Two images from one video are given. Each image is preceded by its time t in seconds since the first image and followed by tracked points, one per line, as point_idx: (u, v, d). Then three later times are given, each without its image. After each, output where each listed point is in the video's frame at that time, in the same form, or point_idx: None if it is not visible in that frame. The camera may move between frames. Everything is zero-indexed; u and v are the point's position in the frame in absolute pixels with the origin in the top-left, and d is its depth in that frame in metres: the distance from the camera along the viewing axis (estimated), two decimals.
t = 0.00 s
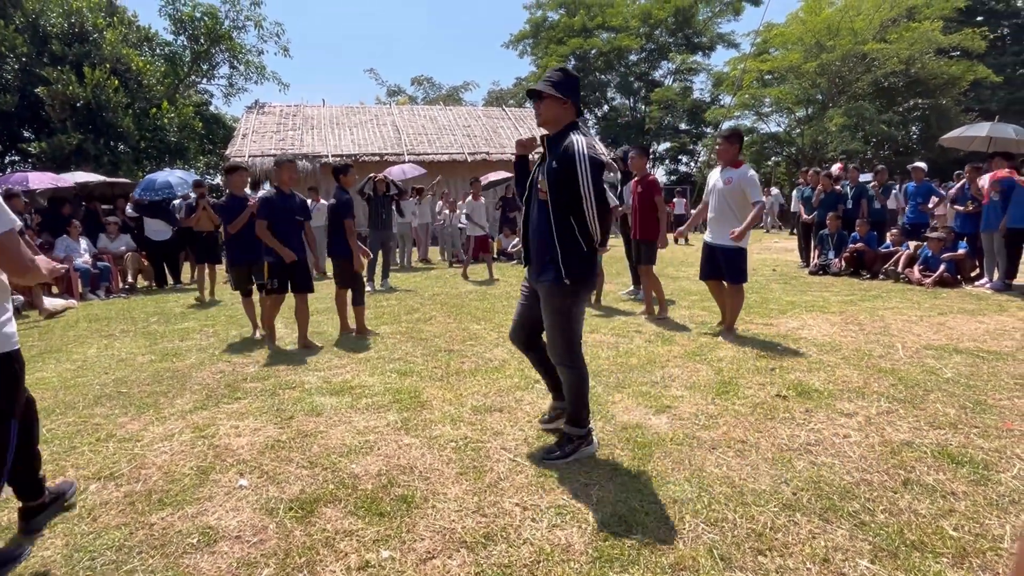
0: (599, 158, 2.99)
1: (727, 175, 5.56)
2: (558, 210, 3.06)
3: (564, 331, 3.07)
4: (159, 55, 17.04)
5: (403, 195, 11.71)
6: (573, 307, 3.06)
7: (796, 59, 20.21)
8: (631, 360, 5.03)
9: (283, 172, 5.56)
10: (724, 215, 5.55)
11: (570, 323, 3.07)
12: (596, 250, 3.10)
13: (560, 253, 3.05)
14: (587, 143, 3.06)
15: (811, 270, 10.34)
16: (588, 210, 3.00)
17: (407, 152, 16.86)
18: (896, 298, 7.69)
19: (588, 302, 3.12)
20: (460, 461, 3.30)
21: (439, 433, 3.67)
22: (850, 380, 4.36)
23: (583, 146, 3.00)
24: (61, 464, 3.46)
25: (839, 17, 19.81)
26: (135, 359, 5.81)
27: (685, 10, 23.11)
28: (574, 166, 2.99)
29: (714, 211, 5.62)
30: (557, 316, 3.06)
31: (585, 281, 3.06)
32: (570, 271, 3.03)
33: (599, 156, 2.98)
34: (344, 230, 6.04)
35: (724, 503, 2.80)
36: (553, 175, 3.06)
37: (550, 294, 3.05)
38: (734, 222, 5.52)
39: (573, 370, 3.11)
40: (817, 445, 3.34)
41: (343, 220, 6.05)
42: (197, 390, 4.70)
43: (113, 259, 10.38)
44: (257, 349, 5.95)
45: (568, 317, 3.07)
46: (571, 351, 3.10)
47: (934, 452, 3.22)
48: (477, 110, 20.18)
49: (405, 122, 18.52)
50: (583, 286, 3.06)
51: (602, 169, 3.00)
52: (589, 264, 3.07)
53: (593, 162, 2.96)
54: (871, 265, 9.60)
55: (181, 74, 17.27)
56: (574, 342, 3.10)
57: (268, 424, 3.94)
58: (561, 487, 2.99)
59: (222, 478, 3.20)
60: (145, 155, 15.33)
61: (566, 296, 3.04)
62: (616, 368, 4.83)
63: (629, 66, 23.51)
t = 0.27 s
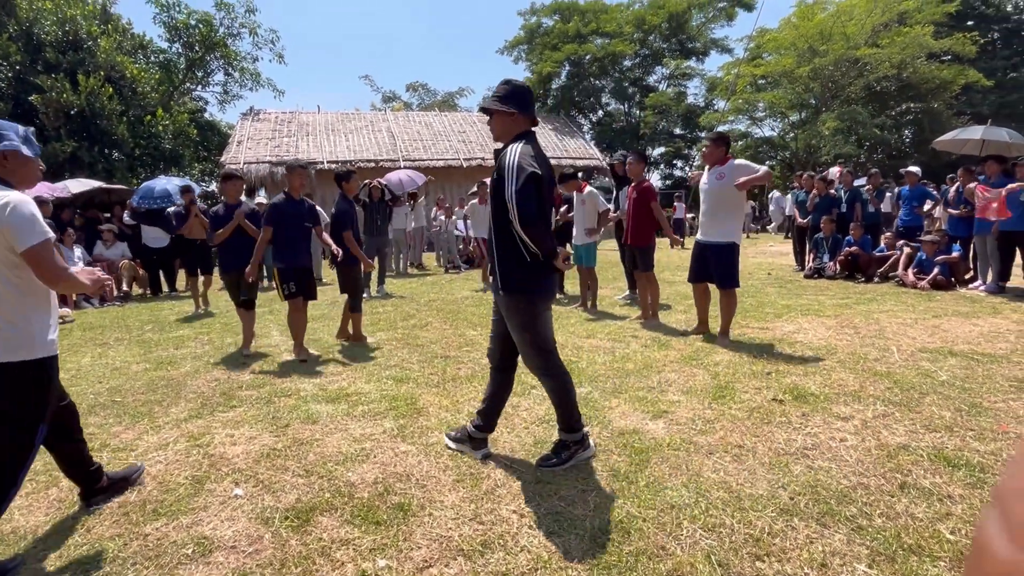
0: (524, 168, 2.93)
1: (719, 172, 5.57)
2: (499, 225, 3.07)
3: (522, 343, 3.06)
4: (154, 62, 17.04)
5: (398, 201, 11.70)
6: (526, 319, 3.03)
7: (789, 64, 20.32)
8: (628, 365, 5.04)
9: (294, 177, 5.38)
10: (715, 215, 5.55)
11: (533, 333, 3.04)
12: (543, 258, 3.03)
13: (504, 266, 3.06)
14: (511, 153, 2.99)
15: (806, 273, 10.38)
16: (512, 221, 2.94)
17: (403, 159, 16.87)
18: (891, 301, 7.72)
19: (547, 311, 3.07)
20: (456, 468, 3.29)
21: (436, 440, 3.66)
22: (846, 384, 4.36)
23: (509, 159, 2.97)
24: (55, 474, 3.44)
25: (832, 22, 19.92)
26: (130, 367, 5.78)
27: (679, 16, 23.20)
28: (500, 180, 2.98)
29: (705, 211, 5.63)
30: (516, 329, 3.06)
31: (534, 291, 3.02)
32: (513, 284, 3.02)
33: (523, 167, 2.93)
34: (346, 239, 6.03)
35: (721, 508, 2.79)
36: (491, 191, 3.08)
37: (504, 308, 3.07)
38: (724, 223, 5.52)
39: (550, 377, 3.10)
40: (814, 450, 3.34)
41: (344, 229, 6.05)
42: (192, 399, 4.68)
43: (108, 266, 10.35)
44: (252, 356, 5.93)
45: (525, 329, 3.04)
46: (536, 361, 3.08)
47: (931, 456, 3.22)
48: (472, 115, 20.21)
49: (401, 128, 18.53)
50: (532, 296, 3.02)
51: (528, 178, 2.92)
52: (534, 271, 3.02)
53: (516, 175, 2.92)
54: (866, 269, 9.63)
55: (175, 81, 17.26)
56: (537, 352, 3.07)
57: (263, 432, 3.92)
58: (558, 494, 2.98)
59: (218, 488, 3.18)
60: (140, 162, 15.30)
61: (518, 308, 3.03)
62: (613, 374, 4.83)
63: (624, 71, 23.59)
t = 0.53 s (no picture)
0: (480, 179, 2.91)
1: (708, 185, 5.59)
2: (453, 234, 3.05)
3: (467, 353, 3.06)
4: (149, 71, 17.05)
5: (394, 208, 11.70)
6: (474, 328, 3.04)
7: (783, 69, 20.40)
8: (625, 371, 5.04)
9: (296, 188, 5.33)
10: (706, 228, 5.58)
11: (470, 345, 3.05)
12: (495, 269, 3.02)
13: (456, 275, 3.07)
14: (468, 162, 2.98)
15: (802, 277, 10.41)
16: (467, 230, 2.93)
17: (399, 165, 16.88)
18: (887, 305, 7.74)
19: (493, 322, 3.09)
20: (454, 477, 3.28)
21: (433, 448, 3.65)
22: (842, 389, 4.37)
23: (465, 168, 2.95)
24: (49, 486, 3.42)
25: (825, 27, 20.02)
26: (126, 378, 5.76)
27: (673, 21, 23.30)
28: (455, 190, 2.98)
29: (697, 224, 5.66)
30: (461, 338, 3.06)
31: (483, 302, 3.02)
32: (464, 293, 3.04)
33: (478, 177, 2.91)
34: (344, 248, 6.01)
35: (719, 515, 2.79)
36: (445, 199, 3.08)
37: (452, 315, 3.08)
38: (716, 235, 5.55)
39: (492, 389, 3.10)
40: (811, 455, 3.35)
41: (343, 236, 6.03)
42: (188, 408, 4.66)
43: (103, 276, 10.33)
44: (248, 365, 5.92)
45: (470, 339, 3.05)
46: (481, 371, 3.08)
47: (927, 460, 3.23)
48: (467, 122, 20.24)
49: (397, 135, 18.55)
50: (482, 307, 3.03)
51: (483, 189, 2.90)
52: (485, 280, 3.02)
53: (471, 185, 2.90)
54: (861, 272, 9.66)
55: (170, 90, 17.27)
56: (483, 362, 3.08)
57: (260, 442, 3.91)
58: (555, 502, 2.98)
59: (214, 499, 3.17)
60: (135, 171, 15.30)
61: (466, 317, 3.02)
62: (610, 380, 4.82)
63: (619, 77, 23.67)
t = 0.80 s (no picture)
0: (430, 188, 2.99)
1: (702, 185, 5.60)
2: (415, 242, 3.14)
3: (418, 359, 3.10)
4: (145, 80, 17.07)
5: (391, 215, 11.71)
6: (425, 335, 3.07)
7: (777, 74, 20.50)
8: (623, 375, 5.05)
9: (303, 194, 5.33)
10: (701, 229, 5.58)
11: (420, 351, 3.09)
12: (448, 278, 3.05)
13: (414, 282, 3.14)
14: (422, 172, 3.06)
15: (798, 280, 10.44)
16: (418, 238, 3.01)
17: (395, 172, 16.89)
18: (883, 307, 7.77)
19: (447, 332, 3.07)
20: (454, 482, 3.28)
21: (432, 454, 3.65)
22: (840, 391, 4.38)
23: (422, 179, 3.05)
24: (47, 496, 3.41)
25: (818, 31, 20.12)
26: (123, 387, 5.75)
27: (668, 27, 23.40)
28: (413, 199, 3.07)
29: (691, 225, 5.65)
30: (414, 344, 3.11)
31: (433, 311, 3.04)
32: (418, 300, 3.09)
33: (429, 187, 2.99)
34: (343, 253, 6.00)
35: (719, 518, 2.80)
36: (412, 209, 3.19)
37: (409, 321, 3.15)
38: (710, 237, 5.55)
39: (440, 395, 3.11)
40: (810, 457, 3.35)
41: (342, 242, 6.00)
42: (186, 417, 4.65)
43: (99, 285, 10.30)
44: (246, 373, 5.90)
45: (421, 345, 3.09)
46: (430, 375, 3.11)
47: (925, 461, 3.23)
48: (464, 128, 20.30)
49: (394, 142, 18.59)
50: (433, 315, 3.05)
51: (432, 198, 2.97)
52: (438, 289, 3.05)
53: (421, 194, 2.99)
54: (858, 275, 9.69)
55: (167, 98, 17.28)
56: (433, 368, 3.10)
57: (258, 450, 3.90)
58: (556, 507, 2.98)
59: (214, 507, 3.16)
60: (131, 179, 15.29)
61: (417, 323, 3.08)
62: (609, 385, 4.83)
63: (614, 83, 23.76)
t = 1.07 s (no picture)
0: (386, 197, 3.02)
1: (698, 188, 5.63)
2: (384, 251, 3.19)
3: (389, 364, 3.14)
4: (141, 88, 17.09)
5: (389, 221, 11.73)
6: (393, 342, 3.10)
7: (771, 77, 20.60)
8: (622, 378, 5.06)
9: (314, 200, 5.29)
10: (698, 230, 5.58)
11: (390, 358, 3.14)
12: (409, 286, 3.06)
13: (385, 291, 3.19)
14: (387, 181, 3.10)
15: (795, 281, 10.47)
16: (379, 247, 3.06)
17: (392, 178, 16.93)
18: (880, 308, 7.80)
19: (414, 339, 3.08)
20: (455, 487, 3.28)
21: (433, 460, 3.65)
22: (839, 392, 4.40)
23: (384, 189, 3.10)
24: (47, 506, 3.40)
25: (811, 35, 20.23)
26: (122, 395, 5.74)
27: (662, 32, 23.50)
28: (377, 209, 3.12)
29: (687, 226, 5.65)
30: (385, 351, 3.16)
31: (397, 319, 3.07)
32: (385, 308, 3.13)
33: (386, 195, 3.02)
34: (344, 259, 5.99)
35: (720, 519, 2.81)
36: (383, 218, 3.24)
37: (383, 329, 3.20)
38: (707, 237, 5.56)
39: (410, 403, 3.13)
40: (810, 458, 3.36)
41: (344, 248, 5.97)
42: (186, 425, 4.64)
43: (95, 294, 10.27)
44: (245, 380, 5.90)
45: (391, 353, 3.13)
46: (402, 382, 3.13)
47: (924, 461, 3.25)
48: (460, 133, 20.34)
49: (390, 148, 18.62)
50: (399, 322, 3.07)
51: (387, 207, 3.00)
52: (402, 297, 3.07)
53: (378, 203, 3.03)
54: (854, 275, 9.72)
55: (162, 107, 17.29)
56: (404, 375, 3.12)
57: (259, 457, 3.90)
58: (557, 510, 2.98)
59: (215, 515, 3.16)
60: (127, 188, 15.28)
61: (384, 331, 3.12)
62: (609, 388, 4.83)
63: (609, 87, 23.84)
